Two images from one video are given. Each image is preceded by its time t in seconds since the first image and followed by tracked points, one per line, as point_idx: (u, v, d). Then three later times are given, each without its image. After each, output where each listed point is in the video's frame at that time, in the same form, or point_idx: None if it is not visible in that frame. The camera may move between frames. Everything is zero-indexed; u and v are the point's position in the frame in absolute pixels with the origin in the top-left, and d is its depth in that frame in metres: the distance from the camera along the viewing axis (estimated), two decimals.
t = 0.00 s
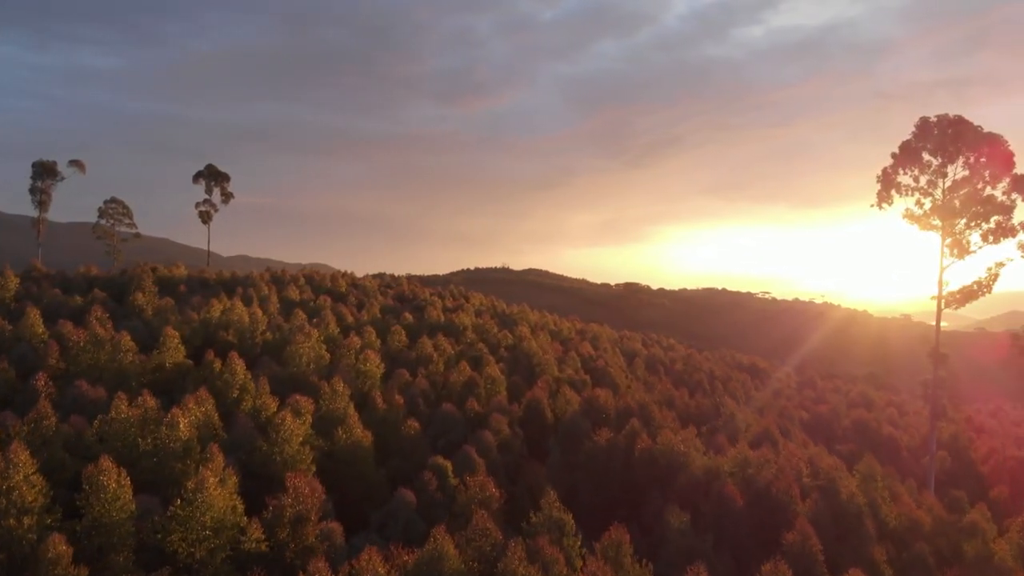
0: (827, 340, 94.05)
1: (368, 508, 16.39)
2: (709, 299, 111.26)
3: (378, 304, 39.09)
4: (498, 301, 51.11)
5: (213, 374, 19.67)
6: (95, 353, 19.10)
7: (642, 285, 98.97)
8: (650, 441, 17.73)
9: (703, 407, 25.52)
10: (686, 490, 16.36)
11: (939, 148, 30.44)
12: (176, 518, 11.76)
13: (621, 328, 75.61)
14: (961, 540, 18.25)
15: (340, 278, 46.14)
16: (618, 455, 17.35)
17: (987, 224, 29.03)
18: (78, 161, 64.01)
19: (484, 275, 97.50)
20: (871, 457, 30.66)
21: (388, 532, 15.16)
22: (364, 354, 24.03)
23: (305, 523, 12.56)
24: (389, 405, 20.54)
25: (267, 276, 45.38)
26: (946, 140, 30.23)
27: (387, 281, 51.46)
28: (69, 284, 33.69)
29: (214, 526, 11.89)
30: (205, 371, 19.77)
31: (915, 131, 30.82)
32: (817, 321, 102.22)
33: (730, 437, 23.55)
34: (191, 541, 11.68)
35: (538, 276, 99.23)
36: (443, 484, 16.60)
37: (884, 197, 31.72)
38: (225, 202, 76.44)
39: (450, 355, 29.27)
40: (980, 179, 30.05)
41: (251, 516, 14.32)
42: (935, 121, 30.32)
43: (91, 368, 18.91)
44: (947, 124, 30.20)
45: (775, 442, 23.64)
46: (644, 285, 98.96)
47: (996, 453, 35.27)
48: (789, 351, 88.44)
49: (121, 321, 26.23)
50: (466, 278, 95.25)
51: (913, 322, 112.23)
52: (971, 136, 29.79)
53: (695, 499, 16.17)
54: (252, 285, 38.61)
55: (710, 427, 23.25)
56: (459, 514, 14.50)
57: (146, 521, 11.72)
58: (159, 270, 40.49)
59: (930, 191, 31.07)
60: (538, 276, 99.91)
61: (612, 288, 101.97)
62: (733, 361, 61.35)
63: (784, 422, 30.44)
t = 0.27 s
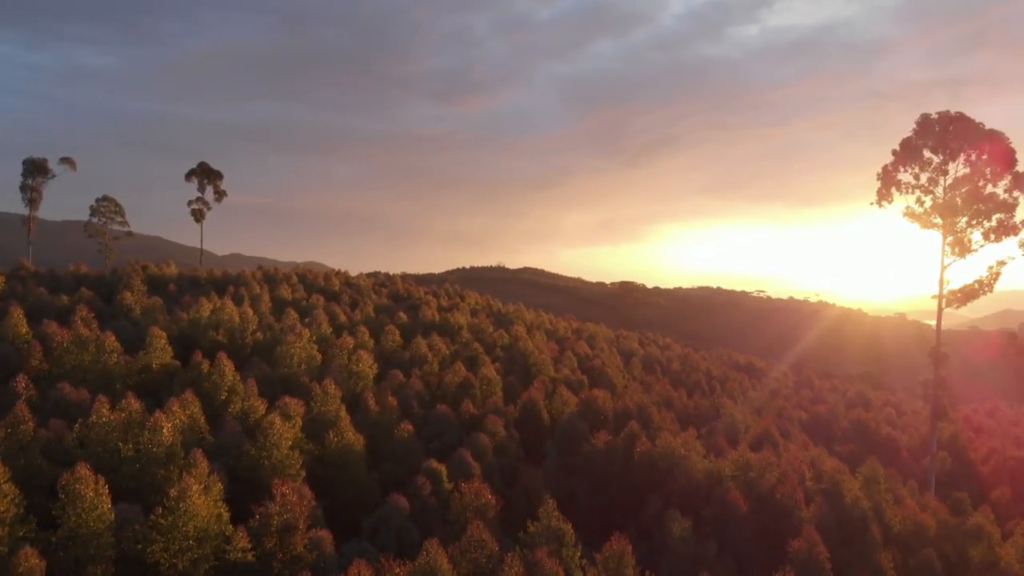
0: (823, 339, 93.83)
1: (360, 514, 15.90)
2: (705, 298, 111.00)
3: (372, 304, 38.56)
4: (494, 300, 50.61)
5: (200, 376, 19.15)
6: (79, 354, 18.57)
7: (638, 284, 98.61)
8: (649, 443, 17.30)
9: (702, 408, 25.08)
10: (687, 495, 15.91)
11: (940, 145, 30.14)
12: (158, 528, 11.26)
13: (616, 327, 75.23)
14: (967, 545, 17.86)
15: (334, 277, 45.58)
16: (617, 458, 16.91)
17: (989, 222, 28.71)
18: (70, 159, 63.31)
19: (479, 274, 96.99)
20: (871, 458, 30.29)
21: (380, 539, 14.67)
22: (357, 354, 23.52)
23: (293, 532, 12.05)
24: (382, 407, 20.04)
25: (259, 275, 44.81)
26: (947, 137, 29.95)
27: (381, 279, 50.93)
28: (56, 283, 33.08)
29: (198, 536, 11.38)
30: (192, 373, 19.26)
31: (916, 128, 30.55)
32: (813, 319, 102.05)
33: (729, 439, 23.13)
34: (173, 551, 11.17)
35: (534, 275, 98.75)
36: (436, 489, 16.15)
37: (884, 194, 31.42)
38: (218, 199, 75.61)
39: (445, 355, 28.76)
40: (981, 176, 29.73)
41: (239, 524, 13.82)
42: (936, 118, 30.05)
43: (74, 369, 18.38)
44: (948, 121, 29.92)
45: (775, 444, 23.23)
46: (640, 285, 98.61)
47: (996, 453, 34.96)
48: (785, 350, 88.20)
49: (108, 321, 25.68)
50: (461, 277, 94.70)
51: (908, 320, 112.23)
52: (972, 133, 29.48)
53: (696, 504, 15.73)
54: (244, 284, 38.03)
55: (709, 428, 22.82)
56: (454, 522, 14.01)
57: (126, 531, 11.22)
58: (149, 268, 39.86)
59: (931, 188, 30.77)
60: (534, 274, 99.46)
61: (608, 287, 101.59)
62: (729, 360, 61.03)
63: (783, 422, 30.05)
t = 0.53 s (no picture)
0: (819, 336, 93.66)
1: (352, 518, 15.43)
2: (701, 295, 110.74)
3: (366, 301, 38.06)
4: (489, 298, 50.13)
5: (188, 376, 18.65)
6: (62, 354, 18.07)
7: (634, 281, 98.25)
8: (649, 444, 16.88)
9: (701, 408, 24.68)
10: (688, 499, 15.49)
11: (941, 140, 29.77)
12: (138, 537, 10.77)
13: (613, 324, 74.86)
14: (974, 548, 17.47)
15: (327, 275, 45.04)
16: (617, 459, 16.49)
17: (991, 218, 28.37)
18: (61, 155, 62.58)
19: (475, 271, 96.49)
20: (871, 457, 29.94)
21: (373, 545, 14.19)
22: (349, 352, 23.04)
23: (280, 540, 11.57)
24: (375, 408, 19.56)
25: (252, 272, 44.26)
26: (948, 132, 29.58)
27: (376, 276, 50.40)
28: (44, 280, 32.52)
29: (180, 545, 10.90)
30: (179, 372, 18.76)
31: (917, 123, 30.15)
32: (809, 317, 101.87)
33: (729, 439, 22.73)
34: (154, 561, 10.69)
35: (529, 273, 98.32)
36: (431, 492, 15.69)
37: (884, 190, 31.02)
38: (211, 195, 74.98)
39: (439, 354, 28.28)
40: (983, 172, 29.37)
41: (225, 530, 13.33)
42: (938, 113, 29.64)
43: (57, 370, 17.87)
44: (950, 116, 29.52)
45: (776, 444, 22.83)
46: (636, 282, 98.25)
47: (996, 452, 34.66)
48: (781, 347, 87.99)
49: (95, 319, 25.14)
50: (456, 274, 94.21)
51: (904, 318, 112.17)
52: (974, 129, 29.08)
53: (698, 508, 15.31)
54: (236, 281, 37.47)
55: (709, 427, 22.41)
56: (448, 528, 13.56)
57: (105, 540, 10.74)
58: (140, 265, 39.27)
59: (933, 185, 30.39)
60: (530, 272, 99.01)
61: (603, 284, 101.19)
62: (726, 358, 60.72)
63: (782, 422, 29.68)
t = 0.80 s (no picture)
0: (815, 332, 93.49)
1: (343, 522, 14.99)
2: (696, 291, 110.57)
3: (359, 297, 37.57)
4: (485, 294, 49.67)
5: (175, 374, 18.15)
6: (44, 352, 17.53)
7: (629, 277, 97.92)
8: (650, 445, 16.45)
9: (700, 406, 24.28)
10: (690, 502, 15.07)
11: (944, 134, 29.52)
12: (117, 545, 10.26)
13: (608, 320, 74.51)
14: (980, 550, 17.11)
15: (321, 271, 44.50)
16: (617, 460, 16.07)
17: (994, 213, 27.98)
18: (51, 149, 61.80)
19: (470, 267, 95.97)
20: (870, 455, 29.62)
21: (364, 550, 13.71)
22: (342, 350, 22.55)
23: (267, 548, 11.08)
24: (367, 407, 19.10)
25: (245, 268, 43.72)
26: (951, 127, 29.34)
27: (370, 272, 49.86)
28: (32, 276, 31.93)
29: (161, 554, 10.40)
30: (166, 371, 18.26)
31: (920, 117, 29.91)
32: (805, 313, 101.76)
33: (730, 438, 22.34)
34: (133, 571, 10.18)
35: (525, 268, 97.88)
36: (425, 493, 15.27)
37: (885, 185, 30.65)
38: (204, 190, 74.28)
39: (435, 351, 27.80)
40: (985, 167, 29.04)
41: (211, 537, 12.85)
42: (940, 107, 29.39)
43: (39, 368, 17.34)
44: (953, 110, 29.27)
45: (776, 443, 22.45)
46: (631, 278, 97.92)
47: (996, 448, 34.40)
48: (777, 343, 87.80)
49: (82, 316, 24.58)
50: (451, 270, 93.70)
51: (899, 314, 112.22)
52: (976, 123, 28.76)
53: (700, 512, 14.89)
54: (227, 278, 36.91)
55: (709, 426, 22.01)
56: (443, 534, 13.12)
57: (82, 549, 10.24)
58: (130, 261, 38.69)
59: (934, 180, 30.01)
60: (525, 267, 98.57)
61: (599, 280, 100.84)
62: (723, 354, 60.41)
63: (781, 419, 29.34)
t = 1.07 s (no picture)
0: (811, 328, 93.31)
1: (334, 525, 14.53)
2: (692, 287, 110.30)
3: (353, 293, 37.04)
4: (480, 289, 49.18)
5: (162, 373, 17.65)
6: (26, 350, 17.02)
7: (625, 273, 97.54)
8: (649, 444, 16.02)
9: (699, 404, 23.87)
10: (692, 504, 14.66)
11: (946, 128, 29.09)
12: (94, 554, 9.77)
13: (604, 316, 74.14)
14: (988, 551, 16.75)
15: (314, 266, 43.95)
16: (616, 461, 15.65)
17: (996, 208, 27.60)
18: (41, 143, 61.00)
19: (465, 262, 95.42)
20: (870, 453, 29.27)
21: (355, 555, 13.23)
22: (335, 347, 22.06)
23: (252, 556, 10.60)
24: (360, 406, 18.64)
25: (237, 264, 43.13)
26: (953, 120, 28.89)
27: (364, 268, 49.32)
28: (18, 271, 31.32)
29: (141, 563, 9.91)
30: (152, 369, 17.75)
31: (921, 111, 29.53)
32: (801, 308, 101.58)
33: (730, 436, 21.95)
34: None
35: (520, 264, 97.39)
36: (418, 495, 14.81)
37: (885, 179, 30.28)
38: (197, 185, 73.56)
39: (430, 348, 27.30)
40: (988, 161, 28.60)
41: (196, 543, 12.38)
42: (943, 101, 29.03)
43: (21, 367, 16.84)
44: (955, 104, 28.91)
45: (777, 442, 22.06)
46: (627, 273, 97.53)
47: (996, 445, 34.11)
48: (773, 338, 87.59)
49: (68, 313, 24.04)
50: (446, 265, 93.18)
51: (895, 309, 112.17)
52: (979, 116, 28.34)
53: (702, 514, 14.48)
54: (218, 273, 36.36)
55: (709, 424, 21.60)
56: (436, 540, 12.66)
57: (58, 559, 9.74)
58: (120, 256, 38.09)
59: (936, 174, 29.64)
60: (521, 263, 98.06)
61: (595, 276, 100.44)
62: (719, 350, 60.08)
63: (781, 417, 28.97)
